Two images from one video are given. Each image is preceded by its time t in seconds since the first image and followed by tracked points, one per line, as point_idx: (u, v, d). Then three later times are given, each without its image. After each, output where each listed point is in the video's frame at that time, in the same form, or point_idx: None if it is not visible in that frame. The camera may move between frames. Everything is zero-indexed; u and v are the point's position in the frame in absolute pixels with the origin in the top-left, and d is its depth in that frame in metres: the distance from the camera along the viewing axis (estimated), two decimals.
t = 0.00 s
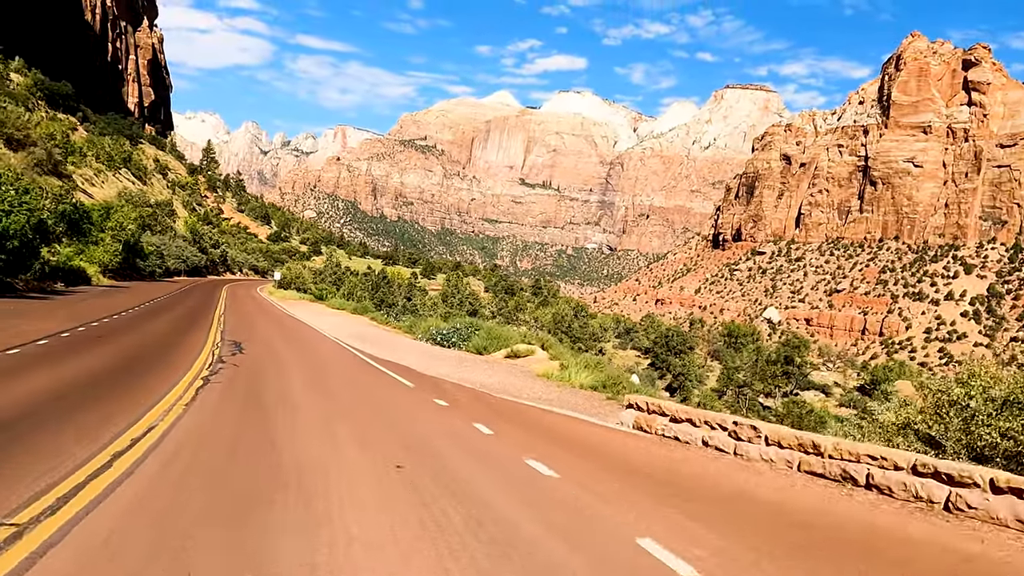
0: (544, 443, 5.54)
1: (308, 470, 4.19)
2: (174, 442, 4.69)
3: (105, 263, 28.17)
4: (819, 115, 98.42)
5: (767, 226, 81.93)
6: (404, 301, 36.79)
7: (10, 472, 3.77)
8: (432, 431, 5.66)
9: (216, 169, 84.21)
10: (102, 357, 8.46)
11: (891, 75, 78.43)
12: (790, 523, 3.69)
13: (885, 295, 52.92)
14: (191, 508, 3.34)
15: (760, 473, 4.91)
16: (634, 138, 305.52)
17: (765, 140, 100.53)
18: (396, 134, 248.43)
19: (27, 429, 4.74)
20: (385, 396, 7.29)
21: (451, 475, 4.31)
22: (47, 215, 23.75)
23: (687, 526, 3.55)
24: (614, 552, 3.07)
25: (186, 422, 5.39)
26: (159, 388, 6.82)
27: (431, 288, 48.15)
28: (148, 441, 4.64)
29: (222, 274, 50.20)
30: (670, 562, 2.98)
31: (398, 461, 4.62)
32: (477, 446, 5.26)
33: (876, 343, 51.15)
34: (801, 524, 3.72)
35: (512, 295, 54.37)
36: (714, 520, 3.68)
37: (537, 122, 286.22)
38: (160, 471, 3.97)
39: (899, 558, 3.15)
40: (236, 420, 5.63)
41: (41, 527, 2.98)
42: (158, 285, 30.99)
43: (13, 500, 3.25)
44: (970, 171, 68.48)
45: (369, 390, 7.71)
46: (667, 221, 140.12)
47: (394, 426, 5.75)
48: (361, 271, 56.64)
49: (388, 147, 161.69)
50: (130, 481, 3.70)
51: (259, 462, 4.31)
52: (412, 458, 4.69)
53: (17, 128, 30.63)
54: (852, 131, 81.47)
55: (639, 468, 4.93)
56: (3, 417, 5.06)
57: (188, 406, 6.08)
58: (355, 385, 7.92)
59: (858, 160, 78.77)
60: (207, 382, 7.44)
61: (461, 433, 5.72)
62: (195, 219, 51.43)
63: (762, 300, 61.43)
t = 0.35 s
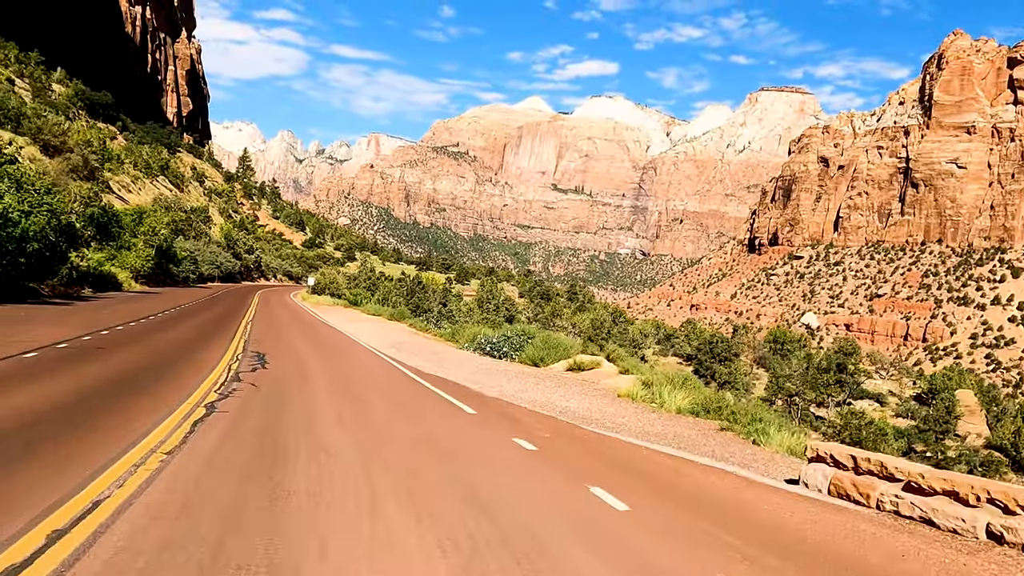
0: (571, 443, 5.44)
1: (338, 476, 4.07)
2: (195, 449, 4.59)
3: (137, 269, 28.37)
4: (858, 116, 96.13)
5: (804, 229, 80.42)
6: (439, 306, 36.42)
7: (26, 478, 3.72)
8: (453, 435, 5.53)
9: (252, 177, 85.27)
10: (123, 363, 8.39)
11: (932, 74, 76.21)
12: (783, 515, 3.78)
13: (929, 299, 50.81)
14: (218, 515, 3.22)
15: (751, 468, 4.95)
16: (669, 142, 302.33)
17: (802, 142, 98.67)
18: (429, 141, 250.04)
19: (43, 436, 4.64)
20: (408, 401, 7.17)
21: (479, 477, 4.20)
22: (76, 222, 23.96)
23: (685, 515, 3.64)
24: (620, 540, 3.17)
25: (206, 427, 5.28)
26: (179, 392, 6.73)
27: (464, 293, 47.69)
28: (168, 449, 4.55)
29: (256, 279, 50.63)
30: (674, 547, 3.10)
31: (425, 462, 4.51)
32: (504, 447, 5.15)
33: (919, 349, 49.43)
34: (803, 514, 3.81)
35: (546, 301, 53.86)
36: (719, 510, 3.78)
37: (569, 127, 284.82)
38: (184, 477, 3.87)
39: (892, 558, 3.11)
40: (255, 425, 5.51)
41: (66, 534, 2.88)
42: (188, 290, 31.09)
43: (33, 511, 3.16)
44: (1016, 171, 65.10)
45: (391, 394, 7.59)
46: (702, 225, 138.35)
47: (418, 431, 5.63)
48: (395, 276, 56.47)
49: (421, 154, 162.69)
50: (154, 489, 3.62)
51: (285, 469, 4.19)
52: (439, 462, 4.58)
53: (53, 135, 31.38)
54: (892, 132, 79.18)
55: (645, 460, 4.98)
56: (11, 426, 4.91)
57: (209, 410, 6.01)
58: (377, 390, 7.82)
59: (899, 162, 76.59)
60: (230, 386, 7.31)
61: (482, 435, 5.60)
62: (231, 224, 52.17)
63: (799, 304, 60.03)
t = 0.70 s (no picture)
0: (585, 442, 5.50)
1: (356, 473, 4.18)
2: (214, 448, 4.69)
3: (162, 274, 28.42)
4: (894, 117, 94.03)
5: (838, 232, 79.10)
6: (471, 312, 36.09)
7: None
8: (466, 435, 5.63)
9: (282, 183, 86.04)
10: (144, 364, 8.52)
11: (971, 73, 74.13)
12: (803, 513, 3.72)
13: (969, 302, 49.14)
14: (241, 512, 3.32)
15: (778, 477, 4.58)
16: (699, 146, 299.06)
17: (835, 144, 96.91)
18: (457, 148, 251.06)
19: (67, 433, 4.76)
20: (423, 402, 7.26)
21: (494, 476, 4.29)
22: (97, 227, 23.94)
23: (695, 512, 3.64)
24: (629, 534, 3.23)
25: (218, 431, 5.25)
26: (198, 392, 6.85)
27: (493, 298, 47.12)
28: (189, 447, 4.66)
29: (284, 284, 50.78)
30: (684, 541, 3.15)
31: (440, 463, 4.60)
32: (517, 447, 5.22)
33: (959, 355, 47.82)
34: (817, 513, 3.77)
35: (577, 306, 53.36)
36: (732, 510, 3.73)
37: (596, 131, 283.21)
38: (206, 475, 3.99)
39: None
40: (273, 425, 5.62)
41: (97, 529, 2.98)
42: (214, 296, 31.07)
43: (59, 505, 3.26)
44: None
45: (407, 395, 7.68)
46: (732, 229, 136.57)
47: (433, 431, 5.73)
48: (425, 281, 56.31)
49: (449, 160, 163.39)
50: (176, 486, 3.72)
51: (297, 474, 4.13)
52: (454, 462, 4.67)
53: (82, 140, 31.92)
54: (927, 133, 77.02)
55: (660, 463, 4.82)
56: None
57: (222, 413, 5.98)
58: (393, 391, 7.93)
59: (935, 163, 74.58)
60: (247, 386, 7.41)
61: (494, 434, 5.71)
62: (261, 230, 52.55)
63: (833, 309, 58.59)
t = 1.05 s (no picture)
0: (614, 461, 5.13)
1: (363, 483, 4.12)
2: (214, 467, 4.41)
3: (181, 278, 28.44)
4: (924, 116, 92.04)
5: (867, 234, 77.71)
6: (497, 316, 35.60)
7: None
8: (472, 440, 5.59)
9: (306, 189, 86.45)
10: (149, 368, 8.46)
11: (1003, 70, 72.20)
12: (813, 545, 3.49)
13: (1005, 306, 47.54)
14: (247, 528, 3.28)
15: (812, 507, 4.16)
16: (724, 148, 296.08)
17: (864, 145, 95.11)
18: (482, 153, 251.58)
19: (68, 444, 4.69)
20: (434, 407, 7.22)
21: (518, 502, 3.93)
22: (110, 230, 23.68)
23: (730, 550, 3.27)
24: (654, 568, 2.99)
25: (217, 450, 4.87)
26: (206, 404, 6.49)
27: (518, 303, 46.53)
28: (190, 457, 4.59)
29: (308, 289, 50.86)
30: None
31: (446, 470, 4.55)
32: (525, 454, 5.17)
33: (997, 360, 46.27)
34: (830, 540, 3.56)
35: (603, 311, 52.72)
36: (741, 535, 3.52)
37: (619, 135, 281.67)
38: (194, 504, 3.62)
39: None
40: (278, 436, 5.41)
41: (95, 547, 2.92)
42: (233, 300, 31.05)
43: (54, 523, 3.19)
44: None
45: (429, 407, 7.23)
46: (758, 232, 134.80)
47: (442, 436, 5.67)
48: (448, 286, 56.00)
49: (472, 165, 163.46)
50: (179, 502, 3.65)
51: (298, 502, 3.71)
52: (461, 467, 4.62)
53: (105, 146, 31.92)
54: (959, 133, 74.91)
55: (691, 492, 4.39)
56: None
57: (224, 428, 5.60)
58: (406, 398, 7.73)
59: (967, 163, 72.72)
60: (255, 397, 7.03)
61: (502, 441, 5.66)
62: (285, 235, 52.68)
63: (863, 313, 57.23)
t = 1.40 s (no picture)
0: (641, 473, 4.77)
1: (376, 486, 3.98)
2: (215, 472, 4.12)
3: (196, 283, 28.39)
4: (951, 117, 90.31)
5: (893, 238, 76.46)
6: (520, 321, 35.15)
7: None
8: (491, 445, 5.39)
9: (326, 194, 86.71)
10: (159, 372, 8.32)
11: None
12: (844, 561, 3.24)
13: None
14: (257, 534, 3.10)
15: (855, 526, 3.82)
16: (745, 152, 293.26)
17: (889, 146, 93.56)
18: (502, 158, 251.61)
19: (73, 444, 4.53)
20: (446, 409, 7.06)
21: (538, 519, 3.57)
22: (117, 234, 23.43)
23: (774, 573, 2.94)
24: None
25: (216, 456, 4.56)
26: (212, 408, 6.20)
27: (539, 308, 45.91)
28: (198, 456, 4.44)
29: (327, 294, 50.69)
30: None
31: (461, 472, 4.40)
32: (540, 456, 5.01)
33: None
34: (863, 556, 3.31)
35: (626, 316, 52.07)
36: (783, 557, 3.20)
37: (640, 139, 280.26)
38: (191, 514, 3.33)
39: None
40: (285, 439, 5.11)
41: (96, 553, 2.73)
42: (249, 305, 30.90)
43: (57, 525, 3.02)
44: None
45: (444, 414, 6.86)
46: (781, 236, 133.14)
47: (454, 437, 5.51)
48: (470, 291, 55.59)
49: (492, 170, 163.38)
50: (186, 504, 3.47)
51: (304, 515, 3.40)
52: (475, 469, 4.47)
53: (121, 148, 31.84)
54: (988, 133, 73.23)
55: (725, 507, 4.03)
56: None
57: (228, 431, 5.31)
58: (423, 404, 7.38)
59: (996, 164, 71.08)
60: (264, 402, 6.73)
61: (519, 446, 5.45)
62: (305, 240, 52.64)
63: (890, 317, 56.03)
